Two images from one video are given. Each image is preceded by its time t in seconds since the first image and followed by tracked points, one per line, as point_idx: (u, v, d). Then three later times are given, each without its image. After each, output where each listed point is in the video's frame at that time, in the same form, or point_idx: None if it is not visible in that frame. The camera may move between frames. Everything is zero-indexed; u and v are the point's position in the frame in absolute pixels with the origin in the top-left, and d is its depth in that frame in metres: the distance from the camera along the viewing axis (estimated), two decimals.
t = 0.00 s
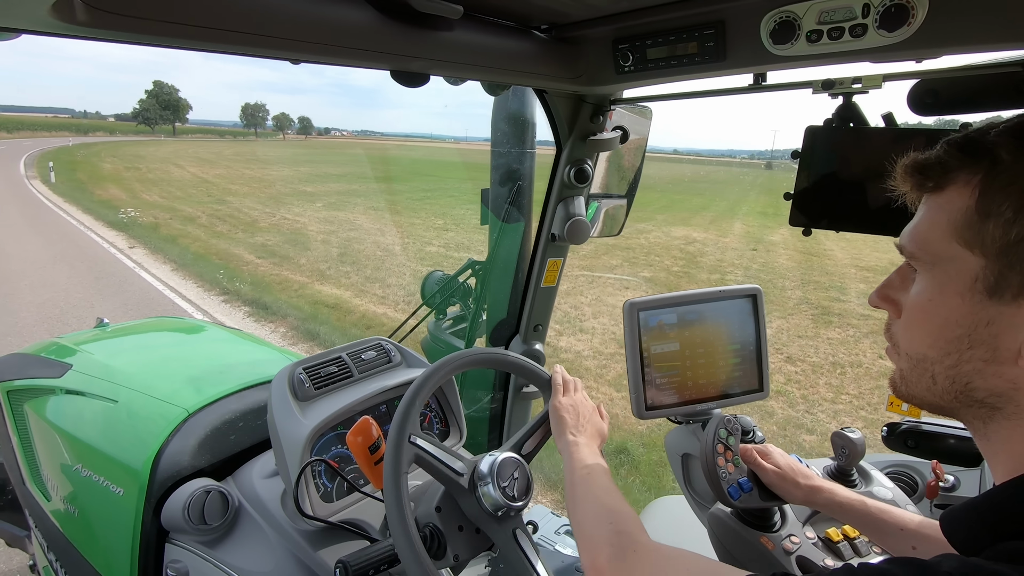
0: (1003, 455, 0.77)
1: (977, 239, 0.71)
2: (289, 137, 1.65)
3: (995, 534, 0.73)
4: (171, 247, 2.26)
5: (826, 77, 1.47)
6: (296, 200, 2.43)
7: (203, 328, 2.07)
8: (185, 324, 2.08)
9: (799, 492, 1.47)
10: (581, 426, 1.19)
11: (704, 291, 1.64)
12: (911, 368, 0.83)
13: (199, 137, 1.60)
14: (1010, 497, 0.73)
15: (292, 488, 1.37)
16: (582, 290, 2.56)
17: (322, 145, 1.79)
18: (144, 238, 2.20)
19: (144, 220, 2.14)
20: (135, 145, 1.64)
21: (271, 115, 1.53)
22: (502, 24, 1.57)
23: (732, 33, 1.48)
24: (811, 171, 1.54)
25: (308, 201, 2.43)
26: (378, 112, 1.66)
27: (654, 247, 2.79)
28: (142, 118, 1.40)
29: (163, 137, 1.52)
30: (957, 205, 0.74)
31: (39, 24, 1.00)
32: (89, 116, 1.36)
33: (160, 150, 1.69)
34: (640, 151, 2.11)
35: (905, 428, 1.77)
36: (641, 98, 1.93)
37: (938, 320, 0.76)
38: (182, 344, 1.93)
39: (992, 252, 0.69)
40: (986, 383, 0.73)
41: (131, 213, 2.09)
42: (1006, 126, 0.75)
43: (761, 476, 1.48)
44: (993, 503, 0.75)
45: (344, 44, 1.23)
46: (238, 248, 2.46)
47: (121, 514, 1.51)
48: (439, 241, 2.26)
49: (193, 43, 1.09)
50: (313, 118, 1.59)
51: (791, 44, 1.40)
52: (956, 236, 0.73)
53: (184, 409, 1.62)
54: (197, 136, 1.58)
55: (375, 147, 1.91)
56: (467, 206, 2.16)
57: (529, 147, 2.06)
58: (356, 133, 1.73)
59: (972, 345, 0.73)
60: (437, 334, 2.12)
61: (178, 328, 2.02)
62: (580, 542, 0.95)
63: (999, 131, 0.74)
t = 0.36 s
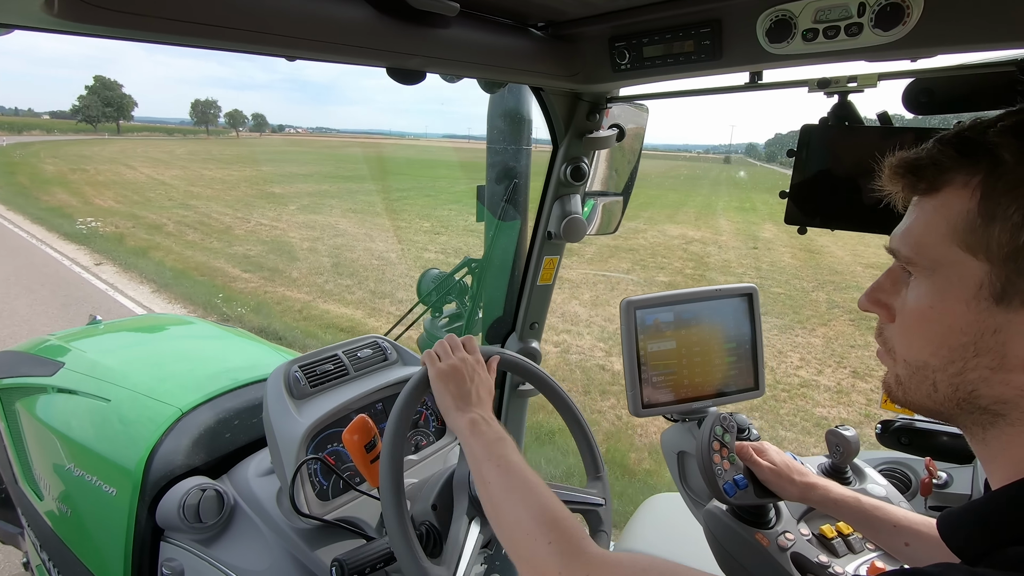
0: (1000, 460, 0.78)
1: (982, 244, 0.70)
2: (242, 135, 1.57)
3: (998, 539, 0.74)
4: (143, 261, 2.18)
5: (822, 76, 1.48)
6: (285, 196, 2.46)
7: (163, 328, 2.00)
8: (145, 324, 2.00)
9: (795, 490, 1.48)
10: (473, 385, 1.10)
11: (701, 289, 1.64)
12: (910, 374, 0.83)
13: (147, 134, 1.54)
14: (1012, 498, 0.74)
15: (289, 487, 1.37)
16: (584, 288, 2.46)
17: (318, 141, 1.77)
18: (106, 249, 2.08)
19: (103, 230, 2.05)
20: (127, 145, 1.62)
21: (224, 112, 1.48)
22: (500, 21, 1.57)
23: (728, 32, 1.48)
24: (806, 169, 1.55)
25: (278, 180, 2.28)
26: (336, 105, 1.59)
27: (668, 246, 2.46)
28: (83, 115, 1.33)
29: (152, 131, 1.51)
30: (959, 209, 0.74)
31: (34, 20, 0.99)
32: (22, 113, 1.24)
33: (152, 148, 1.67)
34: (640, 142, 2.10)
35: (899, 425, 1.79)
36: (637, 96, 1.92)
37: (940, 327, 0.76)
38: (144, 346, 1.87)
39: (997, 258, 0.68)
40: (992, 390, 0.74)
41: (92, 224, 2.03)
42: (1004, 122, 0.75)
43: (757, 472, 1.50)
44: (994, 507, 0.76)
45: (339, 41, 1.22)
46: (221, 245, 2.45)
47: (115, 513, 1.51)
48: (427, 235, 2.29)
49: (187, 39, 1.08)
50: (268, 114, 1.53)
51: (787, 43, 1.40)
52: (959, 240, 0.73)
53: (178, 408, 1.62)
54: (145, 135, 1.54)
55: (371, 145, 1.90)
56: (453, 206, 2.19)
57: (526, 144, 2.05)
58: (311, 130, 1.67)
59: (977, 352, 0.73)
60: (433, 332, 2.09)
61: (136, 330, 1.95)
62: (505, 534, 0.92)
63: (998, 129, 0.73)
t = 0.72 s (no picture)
0: (984, 459, 0.85)
1: (945, 245, 0.77)
2: (196, 133, 1.53)
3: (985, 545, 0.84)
4: (120, 275, 2.19)
5: (808, 70, 1.48)
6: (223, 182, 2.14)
7: (127, 335, 1.91)
8: (109, 333, 1.91)
9: (782, 480, 1.48)
10: (404, 497, 1.03)
11: (690, 284, 1.65)
12: (891, 382, 0.88)
13: (93, 133, 1.47)
14: (996, 508, 0.82)
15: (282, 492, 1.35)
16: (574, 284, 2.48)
17: (311, 144, 1.78)
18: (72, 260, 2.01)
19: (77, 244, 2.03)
20: (111, 145, 1.60)
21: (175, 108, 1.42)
22: (487, 20, 1.56)
23: (714, 28, 1.48)
24: (794, 163, 1.55)
25: (252, 178, 2.13)
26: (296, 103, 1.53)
27: (680, 246, 2.44)
28: (21, 113, 1.25)
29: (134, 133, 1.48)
30: (916, 212, 0.80)
31: (17, 25, 0.98)
32: None
33: (137, 148, 1.66)
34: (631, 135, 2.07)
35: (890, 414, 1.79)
36: (625, 93, 1.91)
37: (918, 332, 0.81)
38: (116, 353, 1.82)
39: (963, 257, 0.74)
40: (973, 392, 0.78)
41: (58, 235, 1.98)
42: (943, 123, 0.81)
43: (744, 464, 1.49)
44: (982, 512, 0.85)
45: (324, 42, 1.21)
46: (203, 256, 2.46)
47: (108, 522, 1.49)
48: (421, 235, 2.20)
49: (170, 41, 1.06)
50: (221, 110, 1.46)
51: (772, 38, 1.41)
52: (922, 244, 0.79)
53: (172, 414, 1.60)
54: (90, 132, 1.46)
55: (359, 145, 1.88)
56: (440, 206, 2.14)
57: (517, 142, 2.05)
58: (268, 127, 1.60)
59: (954, 355, 0.78)
60: (426, 332, 2.10)
61: (99, 338, 1.87)
62: None
63: (941, 129, 0.80)
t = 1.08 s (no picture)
0: (930, 459, 0.85)
1: (873, 256, 0.78)
2: (157, 126, 1.49)
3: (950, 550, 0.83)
4: (113, 292, 2.01)
5: (784, 75, 1.51)
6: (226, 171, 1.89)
7: (93, 348, 1.85)
8: (73, 344, 1.84)
9: (761, 475, 1.49)
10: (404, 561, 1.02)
11: (671, 287, 1.67)
12: (833, 386, 0.89)
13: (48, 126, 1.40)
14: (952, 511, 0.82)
15: (265, 503, 1.33)
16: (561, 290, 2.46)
17: (286, 139, 1.74)
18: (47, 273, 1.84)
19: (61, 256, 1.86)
20: (84, 142, 1.57)
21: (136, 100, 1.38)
22: (467, 26, 1.56)
23: (692, 33, 1.51)
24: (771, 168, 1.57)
25: (230, 174, 1.91)
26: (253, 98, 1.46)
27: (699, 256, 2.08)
28: None
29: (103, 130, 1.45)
30: (847, 222, 0.81)
31: None
32: None
33: (108, 145, 1.61)
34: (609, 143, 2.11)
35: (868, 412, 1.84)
36: (607, 98, 1.94)
37: (853, 339, 0.83)
38: (85, 366, 1.76)
39: (890, 268, 0.76)
40: (907, 397, 0.79)
41: (37, 247, 1.82)
42: (872, 131, 0.81)
43: (725, 461, 1.50)
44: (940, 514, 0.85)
45: (304, 48, 1.20)
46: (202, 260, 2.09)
47: (83, 540, 1.45)
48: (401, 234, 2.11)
49: (148, 49, 1.04)
50: (185, 103, 1.43)
51: (749, 44, 1.43)
52: (853, 253, 0.81)
53: (149, 427, 1.57)
54: (47, 126, 1.40)
55: (340, 149, 1.86)
56: (435, 203, 2.10)
57: (500, 146, 2.04)
58: (232, 121, 1.53)
59: (887, 361, 0.79)
60: (410, 339, 2.10)
61: (64, 351, 1.80)
62: None
63: (868, 140, 0.80)
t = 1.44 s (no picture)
0: (880, 441, 0.86)
1: (818, 246, 0.82)
2: (130, 121, 1.44)
3: (897, 527, 0.81)
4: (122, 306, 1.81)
5: (757, 73, 1.53)
6: (211, 168, 1.78)
7: (62, 347, 1.79)
8: (38, 342, 1.79)
9: (736, 467, 1.51)
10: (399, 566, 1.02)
11: (647, 283, 1.68)
12: (788, 371, 0.92)
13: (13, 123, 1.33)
14: (900, 488, 0.82)
15: (240, 503, 1.31)
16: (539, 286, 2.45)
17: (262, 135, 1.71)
18: None
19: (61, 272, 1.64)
20: (51, 136, 1.45)
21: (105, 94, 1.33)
22: (445, 21, 1.56)
23: (667, 31, 1.52)
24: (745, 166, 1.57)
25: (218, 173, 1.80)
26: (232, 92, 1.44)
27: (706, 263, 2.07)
28: None
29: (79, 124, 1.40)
30: (796, 217, 0.86)
31: None
32: None
33: (83, 140, 1.51)
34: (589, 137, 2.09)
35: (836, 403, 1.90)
36: (583, 95, 1.94)
37: (804, 324, 0.86)
38: (50, 366, 1.70)
39: (833, 256, 0.80)
40: (853, 378, 0.81)
41: (34, 260, 1.59)
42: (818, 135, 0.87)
43: (702, 454, 1.52)
44: (888, 493, 0.84)
45: (279, 41, 1.18)
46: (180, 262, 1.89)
47: (49, 547, 1.41)
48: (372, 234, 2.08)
49: (116, 40, 1.02)
50: (159, 97, 1.38)
51: (724, 42, 1.45)
52: (802, 244, 0.85)
53: (119, 428, 1.53)
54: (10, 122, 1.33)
55: (318, 145, 1.83)
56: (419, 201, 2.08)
57: (480, 143, 2.04)
58: (206, 115, 1.52)
59: (833, 344, 0.82)
60: (388, 336, 2.08)
61: (28, 350, 1.74)
62: None
63: (813, 142, 0.85)
